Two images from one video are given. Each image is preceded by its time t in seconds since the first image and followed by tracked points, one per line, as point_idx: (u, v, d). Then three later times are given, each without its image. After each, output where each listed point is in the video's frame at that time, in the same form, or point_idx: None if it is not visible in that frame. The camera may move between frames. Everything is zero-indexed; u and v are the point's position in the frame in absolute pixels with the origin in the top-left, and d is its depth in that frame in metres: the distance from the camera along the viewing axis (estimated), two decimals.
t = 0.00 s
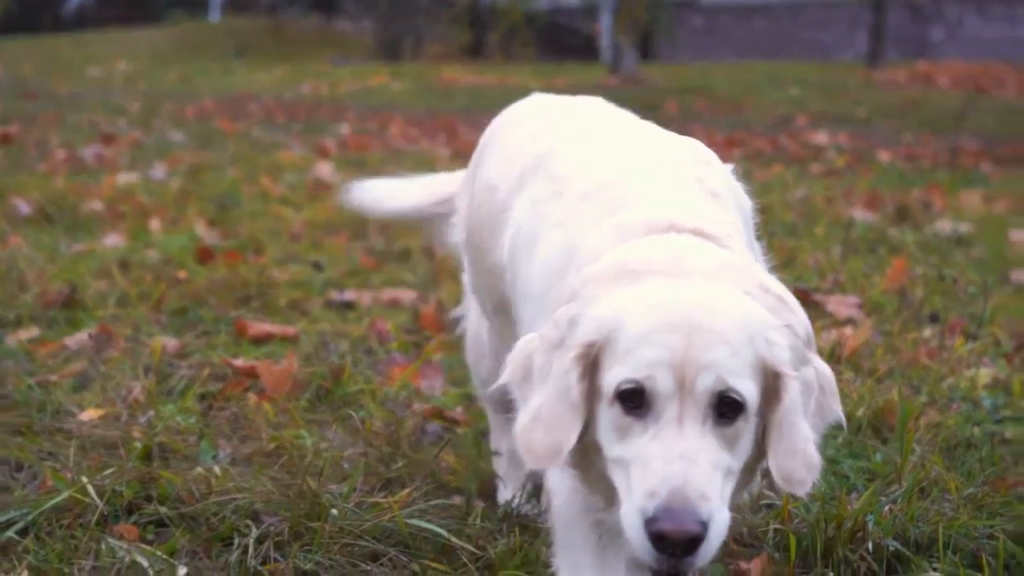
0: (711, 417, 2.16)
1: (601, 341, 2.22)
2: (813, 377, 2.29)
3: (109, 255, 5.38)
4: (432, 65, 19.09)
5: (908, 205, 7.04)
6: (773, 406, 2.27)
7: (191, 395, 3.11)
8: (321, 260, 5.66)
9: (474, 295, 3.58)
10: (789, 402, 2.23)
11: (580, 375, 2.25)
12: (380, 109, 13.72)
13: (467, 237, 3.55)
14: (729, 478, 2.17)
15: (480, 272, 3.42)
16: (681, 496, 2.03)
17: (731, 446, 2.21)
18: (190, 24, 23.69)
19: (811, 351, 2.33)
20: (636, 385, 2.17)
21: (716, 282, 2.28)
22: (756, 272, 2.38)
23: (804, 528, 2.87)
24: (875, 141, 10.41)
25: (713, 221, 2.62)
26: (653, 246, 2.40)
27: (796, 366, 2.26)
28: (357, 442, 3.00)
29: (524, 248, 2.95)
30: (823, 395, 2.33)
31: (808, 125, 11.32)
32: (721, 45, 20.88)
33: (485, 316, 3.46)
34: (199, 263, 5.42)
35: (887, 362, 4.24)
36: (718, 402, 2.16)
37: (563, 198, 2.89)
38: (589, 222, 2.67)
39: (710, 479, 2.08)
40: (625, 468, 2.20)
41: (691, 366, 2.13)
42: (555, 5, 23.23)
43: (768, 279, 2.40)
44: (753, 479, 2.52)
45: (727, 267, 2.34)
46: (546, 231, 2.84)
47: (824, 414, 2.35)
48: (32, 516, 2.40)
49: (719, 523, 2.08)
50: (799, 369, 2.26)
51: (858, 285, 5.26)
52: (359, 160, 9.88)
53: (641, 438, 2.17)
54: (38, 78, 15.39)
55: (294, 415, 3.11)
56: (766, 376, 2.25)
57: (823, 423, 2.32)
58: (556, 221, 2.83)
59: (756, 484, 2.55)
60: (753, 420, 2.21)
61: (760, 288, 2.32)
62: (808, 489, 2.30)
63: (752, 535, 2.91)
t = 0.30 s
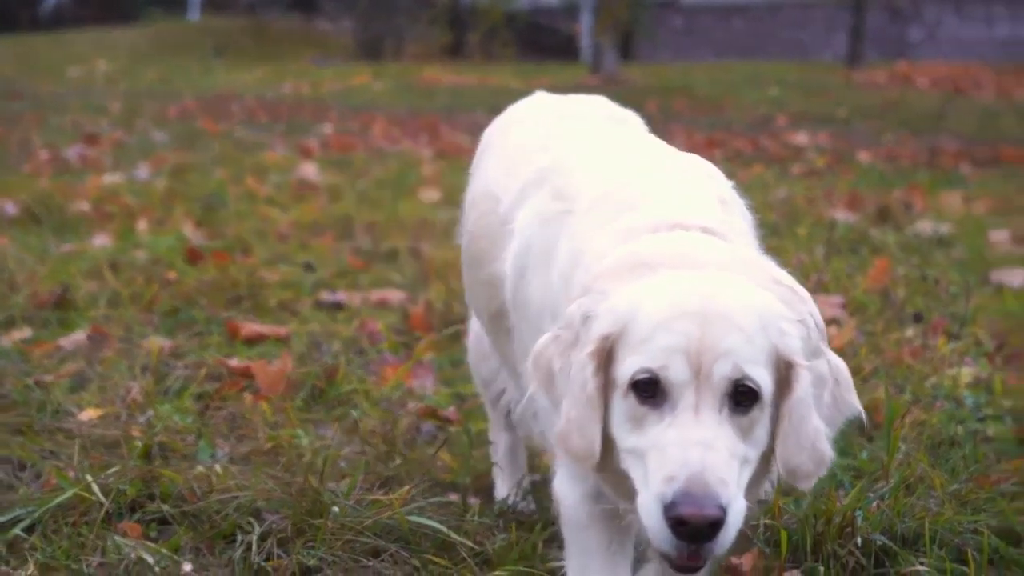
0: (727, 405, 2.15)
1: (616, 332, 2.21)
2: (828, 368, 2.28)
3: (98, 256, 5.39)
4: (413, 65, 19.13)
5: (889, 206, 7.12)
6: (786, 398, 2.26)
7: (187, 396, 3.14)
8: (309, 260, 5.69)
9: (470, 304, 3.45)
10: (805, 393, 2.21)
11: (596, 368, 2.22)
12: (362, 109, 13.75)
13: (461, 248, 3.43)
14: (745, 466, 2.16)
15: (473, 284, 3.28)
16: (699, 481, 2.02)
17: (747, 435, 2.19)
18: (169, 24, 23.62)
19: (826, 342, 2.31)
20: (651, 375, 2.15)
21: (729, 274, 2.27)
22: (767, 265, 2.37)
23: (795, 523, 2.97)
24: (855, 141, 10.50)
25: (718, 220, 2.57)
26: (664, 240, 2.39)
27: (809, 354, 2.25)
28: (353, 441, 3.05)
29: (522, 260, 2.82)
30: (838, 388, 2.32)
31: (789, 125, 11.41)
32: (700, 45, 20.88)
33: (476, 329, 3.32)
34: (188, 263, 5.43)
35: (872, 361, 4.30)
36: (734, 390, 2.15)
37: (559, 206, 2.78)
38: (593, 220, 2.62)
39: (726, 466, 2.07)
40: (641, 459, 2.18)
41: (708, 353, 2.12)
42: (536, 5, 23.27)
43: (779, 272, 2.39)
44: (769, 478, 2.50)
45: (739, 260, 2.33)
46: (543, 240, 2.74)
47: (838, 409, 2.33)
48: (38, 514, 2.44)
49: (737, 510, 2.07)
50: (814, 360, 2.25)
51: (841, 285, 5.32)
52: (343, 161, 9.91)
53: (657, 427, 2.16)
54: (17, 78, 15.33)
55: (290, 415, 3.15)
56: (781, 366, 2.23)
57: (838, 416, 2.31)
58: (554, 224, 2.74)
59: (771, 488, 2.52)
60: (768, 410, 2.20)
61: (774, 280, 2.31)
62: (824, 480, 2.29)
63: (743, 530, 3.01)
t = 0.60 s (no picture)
0: (725, 373, 2.19)
1: (615, 303, 2.27)
2: (829, 342, 2.32)
3: (83, 258, 5.40)
4: (389, 65, 19.18)
5: (866, 207, 7.22)
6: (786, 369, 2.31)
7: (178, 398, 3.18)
8: (293, 262, 5.72)
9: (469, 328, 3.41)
10: (803, 363, 2.26)
11: (595, 339, 2.28)
12: (340, 109, 13.79)
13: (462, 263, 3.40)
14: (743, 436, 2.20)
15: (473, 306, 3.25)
16: (692, 443, 2.07)
17: (746, 404, 2.23)
18: (144, 24, 23.57)
19: (830, 318, 2.36)
20: (648, 343, 2.21)
21: (730, 248, 2.33)
22: (771, 241, 2.42)
23: (779, 522, 3.10)
24: (831, 142, 10.62)
25: (728, 210, 2.59)
26: (665, 219, 2.45)
27: (810, 324, 2.29)
28: (344, 442, 3.10)
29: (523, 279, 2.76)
30: (841, 362, 2.35)
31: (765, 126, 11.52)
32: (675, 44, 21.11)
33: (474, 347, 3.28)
34: (172, 266, 5.44)
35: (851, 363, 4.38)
36: (731, 358, 2.20)
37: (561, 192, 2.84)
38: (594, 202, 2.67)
39: (721, 431, 2.11)
40: (638, 427, 2.22)
41: (705, 322, 2.18)
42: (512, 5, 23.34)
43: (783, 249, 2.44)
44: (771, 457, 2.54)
45: (741, 238, 2.39)
46: (539, 240, 2.73)
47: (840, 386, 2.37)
48: (37, 515, 2.48)
49: (730, 477, 2.11)
50: (815, 333, 2.29)
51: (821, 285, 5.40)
52: (323, 162, 9.94)
53: (653, 394, 2.20)
54: None
55: (280, 417, 3.19)
56: (781, 335, 2.28)
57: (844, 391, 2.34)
58: (551, 216, 2.74)
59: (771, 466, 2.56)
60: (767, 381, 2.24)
61: (776, 256, 2.36)
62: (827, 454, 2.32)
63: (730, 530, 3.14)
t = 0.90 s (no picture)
0: (720, 331, 2.29)
1: (615, 261, 2.38)
2: (826, 312, 2.41)
3: (60, 260, 5.41)
4: (361, 65, 19.18)
5: (837, 208, 7.32)
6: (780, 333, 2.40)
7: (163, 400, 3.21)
8: (271, 264, 5.74)
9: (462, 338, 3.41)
10: (797, 327, 2.35)
11: (594, 295, 2.40)
12: (313, 110, 13.80)
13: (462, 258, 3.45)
14: (735, 392, 2.29)
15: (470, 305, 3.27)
16: (679, 389, 2.16)
17: (739, 362, 2.32)
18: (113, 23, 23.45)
19: (829, 290, 2.45)
20: (644, 298, 2.30)
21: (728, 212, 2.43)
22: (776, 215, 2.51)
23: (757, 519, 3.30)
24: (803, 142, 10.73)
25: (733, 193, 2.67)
26: (668, 188, 2.55)
27: (807, 290, 2.38)
28: (328, 443, 3.14)
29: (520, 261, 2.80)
30: (843, 331, 2.43)
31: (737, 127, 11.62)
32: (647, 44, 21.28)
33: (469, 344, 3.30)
34: (151, 267, 5.45)
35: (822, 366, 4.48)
36: (725, 316, 2.29)
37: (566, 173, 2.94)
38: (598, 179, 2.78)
39: (711, 382, 2.20)
40: (631, 380, 2.31)
41: (701, 280, 2.28)
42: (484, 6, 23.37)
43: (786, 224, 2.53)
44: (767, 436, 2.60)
45: (742, 207, 2.49)
46: (538, 227, 2.78)
47: (850, 351, 2.46)
48: (29, 515, 2.52)
49: (719, 429, 2.20)
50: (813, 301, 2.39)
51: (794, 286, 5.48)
52: (297, 163, 9.96)
53: (646, 347, 2.29)
54: None
55: (264, 418, 3.23)
56: (778, 300, 2.38)
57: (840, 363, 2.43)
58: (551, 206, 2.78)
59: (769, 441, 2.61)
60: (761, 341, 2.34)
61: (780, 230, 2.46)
62: (823, 424, 2.39)
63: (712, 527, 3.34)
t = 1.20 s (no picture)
0: (707, 280, 2.34)
1: (602, 216, 2.44)
2: (811, 262, 2.46)
3: (32, 261, 5.42)
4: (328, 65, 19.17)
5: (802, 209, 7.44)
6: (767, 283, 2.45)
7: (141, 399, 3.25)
8: (243, 265, 5.77)
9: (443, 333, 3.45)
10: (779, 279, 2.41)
11: (583, 251, 2.47)
12: (280, 110, 13.81)
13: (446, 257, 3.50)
14: (723, 339, 2.34)
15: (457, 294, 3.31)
16: (667, 332, 2.22)
17: (726, 310, 2.37)
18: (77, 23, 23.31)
19: (814, 244, 2.50)
20: (632, 249, 2.36)
21: (715, 161, 2.46)
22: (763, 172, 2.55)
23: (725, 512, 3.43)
24: (768, 142, 10.87)
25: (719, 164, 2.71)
26: (655, 143, 2.58)
27: (791, 243, 2.43)
28: (306, 442, 3.20)
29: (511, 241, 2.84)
30: (828, 285, 2.50)
31: (702, 127, 11.75)
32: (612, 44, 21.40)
33: (456, 335, 3.34)
34: (123, 268, 5.46)
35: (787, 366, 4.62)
36: (712, 266, 2.34)
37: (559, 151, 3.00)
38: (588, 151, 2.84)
39: (698, 327, 2.26)
40: (620, 330, 2.37)
41: (689, 227, 2.33)
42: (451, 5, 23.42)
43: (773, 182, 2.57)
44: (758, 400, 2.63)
45: (731, 157, 2.52)
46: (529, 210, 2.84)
47: (839, 307, 2.51)
48: (13, 513, 2.55)
49: (704, 373, 2.25)
50: (797, 252, 2.44)
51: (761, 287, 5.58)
52: (266, 163, 9.98)
53: (634, 298, 2.35)
54: None
55: (242, 418, 3.27)
56: (763, 250, 2.43)
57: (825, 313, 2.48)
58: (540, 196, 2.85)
59: (762, 398, 2.63)
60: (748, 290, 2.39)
61: (768, 182, 2.48)
62: (819, 368, 2.42)
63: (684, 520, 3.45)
